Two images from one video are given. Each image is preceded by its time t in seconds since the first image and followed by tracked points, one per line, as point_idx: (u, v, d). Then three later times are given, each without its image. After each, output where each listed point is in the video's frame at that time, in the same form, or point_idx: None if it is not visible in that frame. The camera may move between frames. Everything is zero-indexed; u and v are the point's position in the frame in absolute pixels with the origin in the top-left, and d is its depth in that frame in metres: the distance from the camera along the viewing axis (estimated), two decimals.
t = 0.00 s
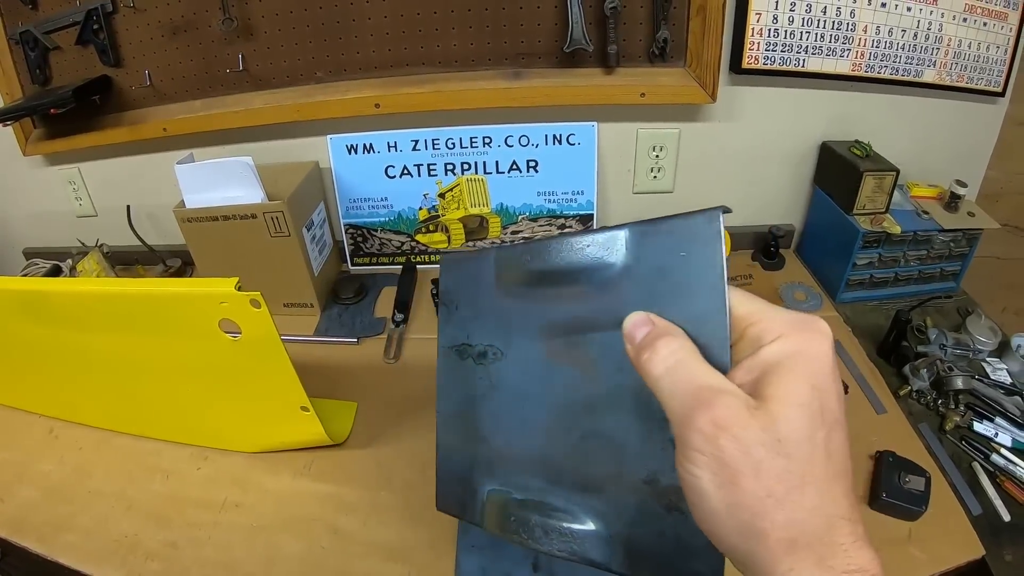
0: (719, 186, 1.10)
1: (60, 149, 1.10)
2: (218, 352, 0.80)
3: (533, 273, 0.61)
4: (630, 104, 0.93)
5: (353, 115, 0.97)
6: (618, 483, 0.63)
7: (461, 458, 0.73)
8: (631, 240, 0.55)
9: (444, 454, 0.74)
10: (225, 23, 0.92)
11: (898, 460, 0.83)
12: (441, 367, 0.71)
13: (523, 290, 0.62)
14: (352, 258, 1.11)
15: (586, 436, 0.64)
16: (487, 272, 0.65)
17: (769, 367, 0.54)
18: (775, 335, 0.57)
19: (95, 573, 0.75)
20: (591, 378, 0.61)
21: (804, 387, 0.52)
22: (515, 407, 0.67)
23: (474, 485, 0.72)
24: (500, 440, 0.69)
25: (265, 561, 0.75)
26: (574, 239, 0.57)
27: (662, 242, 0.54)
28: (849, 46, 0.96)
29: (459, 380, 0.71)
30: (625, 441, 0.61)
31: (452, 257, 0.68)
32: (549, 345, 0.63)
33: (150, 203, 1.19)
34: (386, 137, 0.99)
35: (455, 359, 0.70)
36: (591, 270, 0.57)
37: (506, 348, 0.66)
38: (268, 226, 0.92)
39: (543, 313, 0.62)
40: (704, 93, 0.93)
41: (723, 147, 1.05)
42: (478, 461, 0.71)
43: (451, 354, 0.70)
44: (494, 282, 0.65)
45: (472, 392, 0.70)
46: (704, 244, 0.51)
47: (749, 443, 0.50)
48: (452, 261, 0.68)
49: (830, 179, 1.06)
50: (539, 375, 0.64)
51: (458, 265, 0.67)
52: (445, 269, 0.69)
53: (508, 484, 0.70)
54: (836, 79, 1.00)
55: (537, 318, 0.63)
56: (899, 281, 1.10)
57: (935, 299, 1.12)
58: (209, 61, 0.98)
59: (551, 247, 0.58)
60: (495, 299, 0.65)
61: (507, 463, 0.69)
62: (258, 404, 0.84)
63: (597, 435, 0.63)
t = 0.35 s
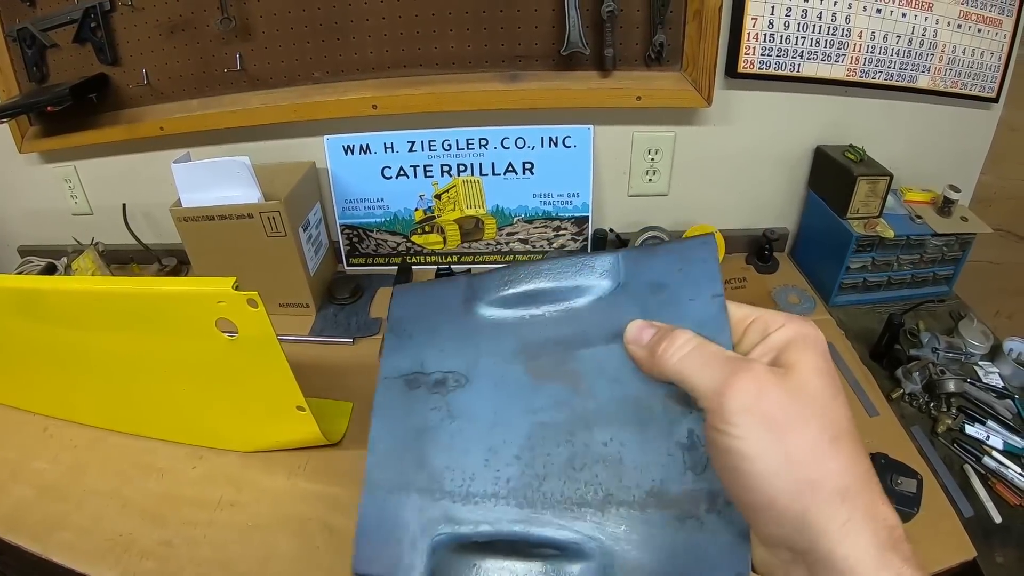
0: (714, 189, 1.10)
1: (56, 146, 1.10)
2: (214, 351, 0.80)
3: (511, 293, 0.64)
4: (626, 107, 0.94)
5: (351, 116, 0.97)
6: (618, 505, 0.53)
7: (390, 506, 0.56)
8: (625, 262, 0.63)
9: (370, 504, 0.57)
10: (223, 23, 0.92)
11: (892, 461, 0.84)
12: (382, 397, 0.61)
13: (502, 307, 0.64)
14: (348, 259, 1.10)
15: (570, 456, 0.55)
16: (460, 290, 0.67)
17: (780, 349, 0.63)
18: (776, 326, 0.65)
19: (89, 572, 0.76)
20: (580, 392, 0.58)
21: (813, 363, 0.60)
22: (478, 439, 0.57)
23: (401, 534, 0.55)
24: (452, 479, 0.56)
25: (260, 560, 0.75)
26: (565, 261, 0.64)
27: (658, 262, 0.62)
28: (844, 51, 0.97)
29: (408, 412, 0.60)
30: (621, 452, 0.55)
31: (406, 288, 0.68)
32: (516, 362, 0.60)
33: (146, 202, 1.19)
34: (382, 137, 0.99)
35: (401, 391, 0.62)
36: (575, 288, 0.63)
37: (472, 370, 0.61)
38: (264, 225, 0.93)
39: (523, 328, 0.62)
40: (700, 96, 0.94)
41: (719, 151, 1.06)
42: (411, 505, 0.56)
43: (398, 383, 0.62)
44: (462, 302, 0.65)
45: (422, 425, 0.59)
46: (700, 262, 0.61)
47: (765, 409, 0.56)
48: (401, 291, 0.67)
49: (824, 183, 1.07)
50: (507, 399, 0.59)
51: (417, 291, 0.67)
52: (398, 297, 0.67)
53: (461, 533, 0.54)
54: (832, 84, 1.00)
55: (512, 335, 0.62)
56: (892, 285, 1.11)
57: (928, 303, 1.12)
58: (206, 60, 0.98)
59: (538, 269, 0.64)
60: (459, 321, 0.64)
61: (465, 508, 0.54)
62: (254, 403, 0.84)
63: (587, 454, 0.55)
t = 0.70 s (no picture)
0: (710, 192, 1.11)
1: (54, 146, 1.11)
2: (212, 352, 0.80)
3: (500, 292, 0.67)
4: (623, 111, 0.95)
5: (349, 118, 0.97)
6: (629, 514, 0.53)
7: (345, 518, 0.53)
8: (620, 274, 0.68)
9: (317, 512, 0.53)
10: (224, 24, 0.93)
11: (887, 464, 0.85)
12: (334, 385, 0.60)
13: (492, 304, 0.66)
14: (345, 260, 1.10)
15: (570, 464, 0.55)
16: (440, 287, 0.68)
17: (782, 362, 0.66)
18: (776, 341, 0.69)
19: (87, 570, 0.76)
20: (579, 397, 0.59)
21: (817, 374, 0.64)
22: (461, 443, 0.56)
23: (363, 552, 0.51)
24: (426, 489, 0.54)
25: (258, 560, 0.76)
26: (561, 266, 0.69)
27: (652, 279, 0.68)
28: (840, 56, 0.98)
29: (366, 409, 0.59)
30: (631, 459, 0.55)
31: (365, 275, 0.70)
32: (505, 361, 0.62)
33: (144, 202, 1.19)
34: (381, 140, 0.99)
35: (358, 383, 0.61)
36: (570, 294, 0.67)
37: (450, 370, 0.61)
38: (262, 227, 0.93)
39: (514, 326, 0.64)
40: (696, 101, 0.94)
41: (716, 154, 1.06)
42: (371, 519, 0.53)
43: (359, 378, 0.61)
44: (442, 299, 0.67)
45: (386, 425, 0.58)
46: (696, 281, 0.67)
47: (795, 405, 0.58)
48: (356, 279, 0.70)
49: (820, 187, 1.08)
50: (491, 401, 0.59)
51: (386, 284, 0.69)
52: (349, 285, 0.69)
53: (441, 552, 0.51)
54: (827, 89, 1.01)
55: (501, 334, 0.64)
56: (887, 289, 1.12)
57: (923, 307, 1.13)
58: (206, 61, 0.99)
59: (534, 270, 0.68)
60: (434, 312, 0.66)
61: (441, 522, 0.52)
62: (251, 404, 0.85)
63: (592, 460, 0.55)
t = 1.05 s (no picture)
0: (710, 195, 1.11)
1: (54, 146, 1.11)
2: (214, 352, 0.81)
3: (529, 288, 0.61)
4: (623, 114, 0.95)
5: (350, 120, 0.98)
6: (632, 531, 0.57)
7: (359, 519, 0.57)
8: (654, 288, 0.63)
9: (333, 515, 0.57)
10: (225, 25, 0.93)
11: (883, 464, 0.85)
12: (346, 377, 0.59)
13: (517, 304, 0.61)
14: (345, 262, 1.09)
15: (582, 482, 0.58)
16: (464, 271, 0.62)
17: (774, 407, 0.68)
18: (774, 385, 0.70)
19: (87, 571, 0.76)
20: (598, 415, 0.59)
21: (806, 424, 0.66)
22: (479, 454, 0.58)
23: (381, 553, 0.57)
24: (443, 498, 0.57)
25: (258, 561, 0.76)
26: (591, 271, 0.62)
27: (689, 295, 0.63)
28: (838, 59, 0.98)
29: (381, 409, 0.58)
30: (638, 481, 0.58)
31: (379, 241, 0.62)
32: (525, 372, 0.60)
33: (144, 203, 1.20)
34: (381, 142, 0.98)
35: (369, 379, 0.59)
36: (595, 304, 0.62)
37: (472, 374, 0.59)
38: (263, 228, 0.93)
39: (537, 333, 0.61)
40: (695, 103, 0.95)
41: (716, 157, 1.06)
42: (388, 525, 0.57)
43: (372, 374, 0.59)
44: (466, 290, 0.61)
45: (403, 429, 0.58)
46: (716, 308, 0.63)
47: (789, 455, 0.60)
48: (366, 246, 0.62)
49: (819, 190, 1.08)
50: (511, 411, 0.59)
51: (402, 258, 0.62)
52: (359, 252, 0.62)
53: (459, 558, 0.56)
54: (826, 92, 1.02)
55: (527, 340, 0.61)
56: (886, 291, 1.12)
57: (921, 308, 1.14)
58: (206, 62, 0.99)
59: (565, 275, 0.61)
60: (455, 307, 0.61)
61: (460, 530, 0.56)
62: (252, 404, 0.85)
63: (603, 478, 0.58)
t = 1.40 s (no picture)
0: (709, 194, 1.11)
1: (53, 147, 1.11)
2: (212, 352, 0.80)
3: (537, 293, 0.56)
4: (622, 114, 0.95)
5: (350, 120, 0.98)
6: (631, 542, 0.57)
7: (356, 534, 0.56)
8: (669, 292, 0.59)
9: (327, 534, 0.56)
10: (224, 26, 0.93)
11: (883, 464, 0.85)
12: (339, 390, 0.55)
13: (524, 311, 0.56)
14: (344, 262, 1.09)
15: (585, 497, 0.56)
16: (467, 271, 0.56)
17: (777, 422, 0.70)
18: (779, 400, 0.72)
19: (86, 571, 0.76)
20: (605, 427, 0.57)
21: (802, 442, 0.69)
22: (482, 469, 0.56)
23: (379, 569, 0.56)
24: (443, 514, 0.56)
25: (257, 561, 0.76)
26: (609, 268, 0.57)
27: (705, 299, 0.59)
28: (837, 59, 0.98)
29: (378, 423, 0.55)
30: (640, 494, 0.57)
31: (369, 233, 0.56)
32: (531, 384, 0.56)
33: (143, 204, 1.19)
34: (381, 142, 0.97)
35: (364, 391, 0.55)
36: (611, 306, 0.57)
37: (475, 385, 0.56)
38: (262, 228, 0.93)
39: (546, 343, 0.57)
40: (694, 103, 0.95)
41: (716, 157, 1.06)
42: (383, 540, 0.55)
43: (368, 387, 0.55)
44: (469, 293, 0.56)
45: (402, 444, 0.55)
46: (734, 313, 0.59)
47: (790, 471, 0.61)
48: (354, 240, 0.55)
49: (818, 190, 1.08)
50: (516, 425, 0.56)
51: (397, 256, 0.56)
52: (348, 249, 0.55)
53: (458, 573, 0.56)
54: (824, 92, 1.02)
55: (535, 349, 0.56)
56: (885, 291, 1.12)
57: (920, 308, 1.14)
58: (205, 63, 0.99)
59: (577, 275, 0.57)
60: (458, 310, 0.56)
61: (456, 545, 0.56)
62: (250, 405, 0.85)
63: (608, 492, 0.57)
